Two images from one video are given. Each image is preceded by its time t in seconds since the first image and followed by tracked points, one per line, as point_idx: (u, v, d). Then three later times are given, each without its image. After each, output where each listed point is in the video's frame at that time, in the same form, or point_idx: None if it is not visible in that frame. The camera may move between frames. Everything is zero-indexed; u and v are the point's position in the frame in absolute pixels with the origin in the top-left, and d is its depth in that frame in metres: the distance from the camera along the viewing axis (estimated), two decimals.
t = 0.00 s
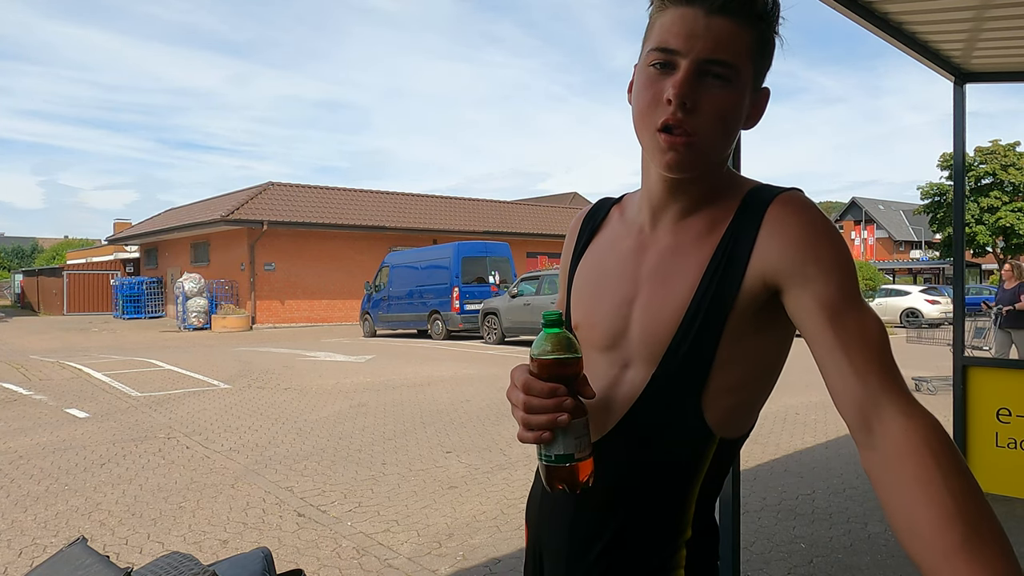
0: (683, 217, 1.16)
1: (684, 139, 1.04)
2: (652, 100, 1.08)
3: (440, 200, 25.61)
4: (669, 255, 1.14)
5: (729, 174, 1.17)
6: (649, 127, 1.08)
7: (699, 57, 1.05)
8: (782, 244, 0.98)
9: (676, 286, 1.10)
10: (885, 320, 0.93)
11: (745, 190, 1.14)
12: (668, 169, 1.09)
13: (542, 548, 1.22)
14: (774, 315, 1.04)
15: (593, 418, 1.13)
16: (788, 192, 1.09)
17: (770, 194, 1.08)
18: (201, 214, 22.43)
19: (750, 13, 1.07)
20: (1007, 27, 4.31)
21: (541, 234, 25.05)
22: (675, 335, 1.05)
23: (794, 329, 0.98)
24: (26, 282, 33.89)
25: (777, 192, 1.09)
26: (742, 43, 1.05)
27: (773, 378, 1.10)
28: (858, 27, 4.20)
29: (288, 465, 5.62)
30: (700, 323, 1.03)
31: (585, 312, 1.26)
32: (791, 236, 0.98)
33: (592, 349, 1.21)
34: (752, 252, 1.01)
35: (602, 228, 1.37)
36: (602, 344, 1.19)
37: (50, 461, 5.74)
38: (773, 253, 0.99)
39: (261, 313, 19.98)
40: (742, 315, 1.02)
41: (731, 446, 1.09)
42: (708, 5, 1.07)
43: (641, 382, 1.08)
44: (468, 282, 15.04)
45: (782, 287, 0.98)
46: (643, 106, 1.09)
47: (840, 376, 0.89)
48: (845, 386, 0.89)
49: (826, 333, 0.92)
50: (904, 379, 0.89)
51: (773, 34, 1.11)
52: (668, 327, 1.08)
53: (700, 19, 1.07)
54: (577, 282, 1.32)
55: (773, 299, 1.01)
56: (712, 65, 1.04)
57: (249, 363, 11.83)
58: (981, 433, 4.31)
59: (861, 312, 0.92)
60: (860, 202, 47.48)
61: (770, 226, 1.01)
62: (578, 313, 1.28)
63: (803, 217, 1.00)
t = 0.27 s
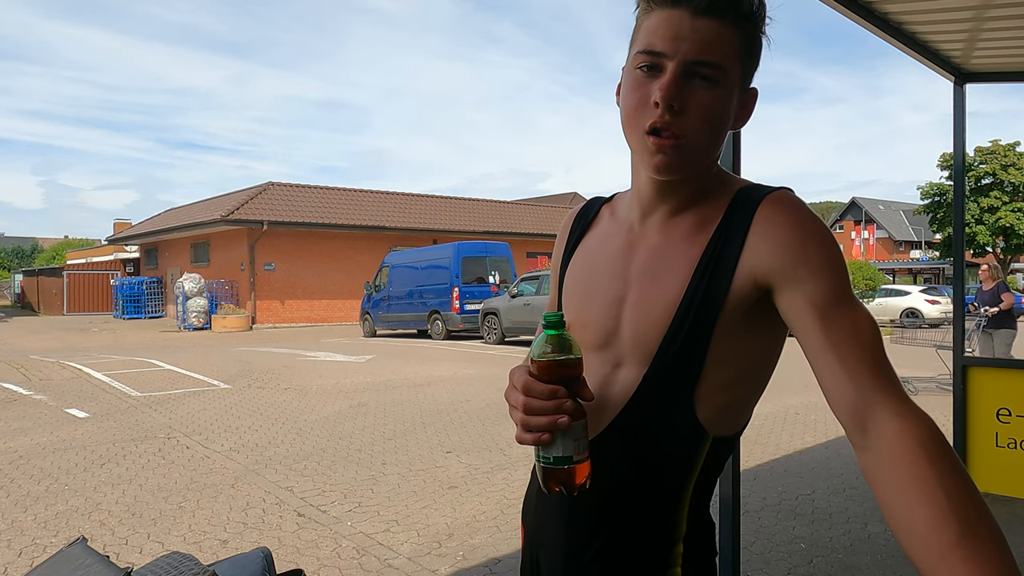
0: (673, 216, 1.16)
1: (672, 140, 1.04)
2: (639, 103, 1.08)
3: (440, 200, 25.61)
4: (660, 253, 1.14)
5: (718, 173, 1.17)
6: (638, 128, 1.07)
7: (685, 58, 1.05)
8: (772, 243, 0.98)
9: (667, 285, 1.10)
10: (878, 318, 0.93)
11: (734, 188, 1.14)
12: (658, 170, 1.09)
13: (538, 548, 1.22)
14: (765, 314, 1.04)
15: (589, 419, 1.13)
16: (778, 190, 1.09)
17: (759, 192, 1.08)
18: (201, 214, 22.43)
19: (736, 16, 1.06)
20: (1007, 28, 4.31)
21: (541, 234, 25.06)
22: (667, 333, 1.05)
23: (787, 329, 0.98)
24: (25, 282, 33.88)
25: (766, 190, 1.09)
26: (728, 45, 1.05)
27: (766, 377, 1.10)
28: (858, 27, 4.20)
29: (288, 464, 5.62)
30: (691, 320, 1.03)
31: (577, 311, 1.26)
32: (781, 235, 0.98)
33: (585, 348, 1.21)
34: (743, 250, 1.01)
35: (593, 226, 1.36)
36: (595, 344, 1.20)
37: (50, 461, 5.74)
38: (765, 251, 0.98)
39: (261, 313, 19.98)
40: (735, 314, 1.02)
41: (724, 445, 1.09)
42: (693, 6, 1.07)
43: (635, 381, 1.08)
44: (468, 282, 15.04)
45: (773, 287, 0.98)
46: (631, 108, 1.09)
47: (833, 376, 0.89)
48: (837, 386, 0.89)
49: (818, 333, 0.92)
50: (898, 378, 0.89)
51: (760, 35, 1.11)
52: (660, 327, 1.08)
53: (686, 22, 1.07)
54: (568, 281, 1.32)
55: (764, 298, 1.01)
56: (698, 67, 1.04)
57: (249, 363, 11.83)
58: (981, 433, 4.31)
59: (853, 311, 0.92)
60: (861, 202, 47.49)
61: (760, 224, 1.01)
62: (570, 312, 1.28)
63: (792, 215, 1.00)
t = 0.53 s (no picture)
0: (664, 213, 1.16)
1: (661, 140, 1.04)
2: (627, 104, 1.08)
3: (440, 200, 25.62)
4: (651, 250, 1.15)
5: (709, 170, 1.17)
6: (626, 128, 1.08)
7: (673, 60, 1.05)
8: (763, 242, 0.98)
9: (659, 282, 1.10)
10: (869, 315, 0.93)
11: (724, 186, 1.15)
12: (647, 170, 1.09)
13: (535, 548, 1.21)
14: (757, 312, 1.04)
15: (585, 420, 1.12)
16: (768, 188, 1.10)
17: (749, 190, 1.08)
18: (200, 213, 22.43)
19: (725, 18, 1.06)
20: (1007, 28, 4.31)
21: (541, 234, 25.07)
22: (660, 331, 1.05)
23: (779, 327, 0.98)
24: (26, 282, 33.87)
25: (756, 188, 1.09)
26: (715, 45, 1.05)
27: (759, 373, 1.10)
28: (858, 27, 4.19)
29: (288, 465, 5.62)
30: (683, 319, 1.03)
31: (571, 309, 1.26)
32: (772, 233, 0.98)
33: (580, 347, 1.21)
34: (734, 249, 1.01)
35: (585, 224, 1.36)
36: (589, 342, 1.20)
37: (50, 461, 5.74)
38: (755, 250, 0.98)
39: (261, 313, 19.98)
40: (727, 312, 1.02)
41: (719, 442, 1.09)
42: (681, 8, 1.07)
43: (630, 379, 1.08)
44: (468, 282, 15.04)
45: (765, 286, 0.98)
46: (619, 110, 1.09)
47: (825, 376, 0.89)
48: (829, 386, 0.89)
49: (809, 331, 0.92)
50: (890, 376, 0.89)
51: (747, 35, 1.11)
52: (652, 325, 1.08)
53: (672, 24, 1.07)
54: (561, 279, 1.32)
55: (755, 296, 1.01)
56: (686, 69, 1.04)
57: (249, 363, 11.83)
58: (980, 434, 4.31)
59: (844, 309, 0.92)
60: (861, 202, 47.53)
61: (750, 223, 1.01)
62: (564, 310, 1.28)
63: (783, 214, 1.00)
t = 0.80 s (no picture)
0: (658, 214, 1.17)
1: (651, 143, 1.05)
2: (614, 110, 1.08)
3: (440, 200, 25.62)
4: (646, 250, 1.15)
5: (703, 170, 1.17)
6: (615, 132, 1.08)
7: (659, 66, 1.05)
8: (757, 243, 0.98)
9: (655, 281, 1.10)
10: (865, 315, 0.93)
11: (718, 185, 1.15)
12: (639, 172, 1.09)
13: (536, 550, 1.21)
14: (752, 312, 1.04)
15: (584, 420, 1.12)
16: (761, 188, 1.10)
17: (742, 191, 1.08)
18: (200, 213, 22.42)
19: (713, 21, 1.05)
20: (1007, 28, 4.31)
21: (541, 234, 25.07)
22: (656, 332, 1.05)
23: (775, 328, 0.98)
24: (25, 282, 33.86)
25: (749, 188, 1.09)
26: (702, 48, 1.04)
27: (755, 371, 1.10)
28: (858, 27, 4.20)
29: (288, 465, 5.62)
30: (679, 318, 1.03)
31: (567, 310, 1.26)
32: (766, 235, 0.98)
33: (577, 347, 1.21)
34: (728, 249, 1.01)
35: (581, 225, 1.36)
36: (587, 342, 1.19)
37: (50, 461, 5.74)
38: (751, 250, 0.98)
39: (261, 313, 19.98)
40: (723, 312, 1.02)
41: (717, 440, 1.09)
42: (667, 12, 1.06)
43: (628, 378, 1.08)
44: (468, 282, 15.04)
45: (760, 288, 0.98)
46: (607, 115, 1.09)
47: (822, 379, 0.89)
48: (826, 388, 0.89)
49: (804, 333, 0.92)
50: (887, 375, 0.89)
51: (736, 34, 1.10)
52: (649, 324, 1.08)
53: (659, 29, 1.06)
54: (557, 279, 1.32)
55: (750, 297, 1.01)
56: (673, 73, 1.04)
57: (249, 363, 11.82)
58: (980, 433, 4.31)
59: (839, 309, 0.92)
60: (861, 202, 47.46)
61: (745, 224, 1.01)
62: (561, 310, 1.28)
63: (777, 216, 1.00)
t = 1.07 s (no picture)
0: (660, 217, 1.17)
1: (638, 170, 1.05)
2: (594, 141, 1.08)
3: (440, 200, 25.62)
4: (650, 253, 1.14)
5: (703, 171, 1.16)
6: (601, 159, 1.08)
7: (624, 101, 1.02)
8: (761, 246, 0.98)
9: (659, 283, 1.10)
10: (868, 318, 0.93)
11: (720, 187, 1.14)
12: (630, 190, 1.09)
13: (538, 548, 1.21)
14: (756, 314, 1.04)
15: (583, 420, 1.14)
16: (763, 189, 1.09)
17: (743, 194, 1.08)
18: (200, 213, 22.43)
19: (671, 37, 1.01)
20: (1007, 28, 4.31)
21: (541, 234, 25.07)
22: (660, 333, 1.05)
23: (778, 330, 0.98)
24: (25, 281, 33.85)
25: (751, 191, 1.08)
26: (664, 73, 1.01)
27: (760, 372, 1.10)
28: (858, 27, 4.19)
29: (288, 464, 5.62)
30: (683, 321, 1.03)
31: (572, 313, 1.26)
32: (769, 239, 0.98)
33: (583, 347, 1.22)
34: (731, 252, 1.01)
35: (586, 228, 1.36)
36: (591, 343, 1.20)
37: (50, 461, 5.74)
38: (754, 254, 0.98)
39: (261, 313, 19.98)
40: (726, 314, 1.02)
41: (721, 440, 1.09)
42: (621, 45, 1.02)
43: (633, 378, 1.09)
44: (468, 282, 15.04)
45: (763, 290, 0.98)
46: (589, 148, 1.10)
47: (825, 380, 0.89)
48: (829, 389, 0.89)
49: (806, 336, 0.92)
50: (889, 377, 0.88)
51: (707, 36, 1.05)
52: (653, 326, 1.08)
53: (615, 62, 1.03)
54: (563, 281, 1.32)
55: (754, 299, 1.01)
56: (637, 106, 1.02)
57: (249, 363, 11.82)
58: (980, 434, 4.31)
59: (843, 311, 0.92)
60: (861, 202, 47.42)
61: (747, 227, 1.01)
62: (566, 312, 1.28)
63: (780, 219, 1.00)
